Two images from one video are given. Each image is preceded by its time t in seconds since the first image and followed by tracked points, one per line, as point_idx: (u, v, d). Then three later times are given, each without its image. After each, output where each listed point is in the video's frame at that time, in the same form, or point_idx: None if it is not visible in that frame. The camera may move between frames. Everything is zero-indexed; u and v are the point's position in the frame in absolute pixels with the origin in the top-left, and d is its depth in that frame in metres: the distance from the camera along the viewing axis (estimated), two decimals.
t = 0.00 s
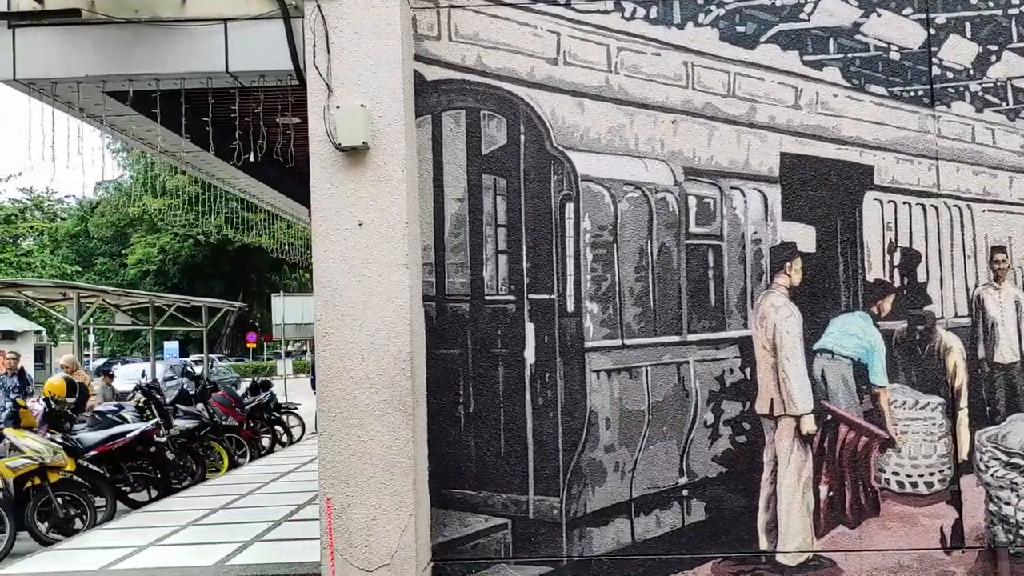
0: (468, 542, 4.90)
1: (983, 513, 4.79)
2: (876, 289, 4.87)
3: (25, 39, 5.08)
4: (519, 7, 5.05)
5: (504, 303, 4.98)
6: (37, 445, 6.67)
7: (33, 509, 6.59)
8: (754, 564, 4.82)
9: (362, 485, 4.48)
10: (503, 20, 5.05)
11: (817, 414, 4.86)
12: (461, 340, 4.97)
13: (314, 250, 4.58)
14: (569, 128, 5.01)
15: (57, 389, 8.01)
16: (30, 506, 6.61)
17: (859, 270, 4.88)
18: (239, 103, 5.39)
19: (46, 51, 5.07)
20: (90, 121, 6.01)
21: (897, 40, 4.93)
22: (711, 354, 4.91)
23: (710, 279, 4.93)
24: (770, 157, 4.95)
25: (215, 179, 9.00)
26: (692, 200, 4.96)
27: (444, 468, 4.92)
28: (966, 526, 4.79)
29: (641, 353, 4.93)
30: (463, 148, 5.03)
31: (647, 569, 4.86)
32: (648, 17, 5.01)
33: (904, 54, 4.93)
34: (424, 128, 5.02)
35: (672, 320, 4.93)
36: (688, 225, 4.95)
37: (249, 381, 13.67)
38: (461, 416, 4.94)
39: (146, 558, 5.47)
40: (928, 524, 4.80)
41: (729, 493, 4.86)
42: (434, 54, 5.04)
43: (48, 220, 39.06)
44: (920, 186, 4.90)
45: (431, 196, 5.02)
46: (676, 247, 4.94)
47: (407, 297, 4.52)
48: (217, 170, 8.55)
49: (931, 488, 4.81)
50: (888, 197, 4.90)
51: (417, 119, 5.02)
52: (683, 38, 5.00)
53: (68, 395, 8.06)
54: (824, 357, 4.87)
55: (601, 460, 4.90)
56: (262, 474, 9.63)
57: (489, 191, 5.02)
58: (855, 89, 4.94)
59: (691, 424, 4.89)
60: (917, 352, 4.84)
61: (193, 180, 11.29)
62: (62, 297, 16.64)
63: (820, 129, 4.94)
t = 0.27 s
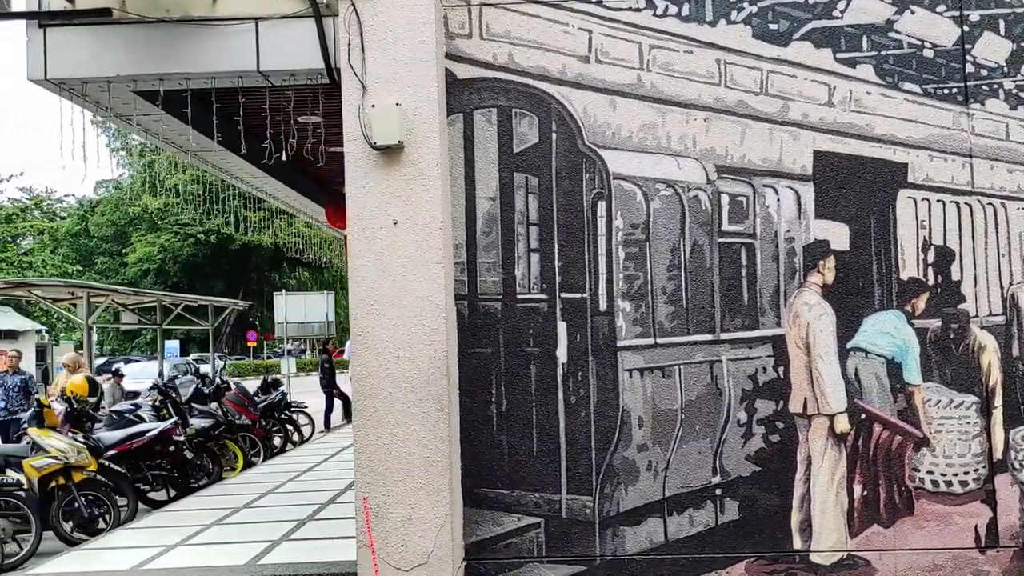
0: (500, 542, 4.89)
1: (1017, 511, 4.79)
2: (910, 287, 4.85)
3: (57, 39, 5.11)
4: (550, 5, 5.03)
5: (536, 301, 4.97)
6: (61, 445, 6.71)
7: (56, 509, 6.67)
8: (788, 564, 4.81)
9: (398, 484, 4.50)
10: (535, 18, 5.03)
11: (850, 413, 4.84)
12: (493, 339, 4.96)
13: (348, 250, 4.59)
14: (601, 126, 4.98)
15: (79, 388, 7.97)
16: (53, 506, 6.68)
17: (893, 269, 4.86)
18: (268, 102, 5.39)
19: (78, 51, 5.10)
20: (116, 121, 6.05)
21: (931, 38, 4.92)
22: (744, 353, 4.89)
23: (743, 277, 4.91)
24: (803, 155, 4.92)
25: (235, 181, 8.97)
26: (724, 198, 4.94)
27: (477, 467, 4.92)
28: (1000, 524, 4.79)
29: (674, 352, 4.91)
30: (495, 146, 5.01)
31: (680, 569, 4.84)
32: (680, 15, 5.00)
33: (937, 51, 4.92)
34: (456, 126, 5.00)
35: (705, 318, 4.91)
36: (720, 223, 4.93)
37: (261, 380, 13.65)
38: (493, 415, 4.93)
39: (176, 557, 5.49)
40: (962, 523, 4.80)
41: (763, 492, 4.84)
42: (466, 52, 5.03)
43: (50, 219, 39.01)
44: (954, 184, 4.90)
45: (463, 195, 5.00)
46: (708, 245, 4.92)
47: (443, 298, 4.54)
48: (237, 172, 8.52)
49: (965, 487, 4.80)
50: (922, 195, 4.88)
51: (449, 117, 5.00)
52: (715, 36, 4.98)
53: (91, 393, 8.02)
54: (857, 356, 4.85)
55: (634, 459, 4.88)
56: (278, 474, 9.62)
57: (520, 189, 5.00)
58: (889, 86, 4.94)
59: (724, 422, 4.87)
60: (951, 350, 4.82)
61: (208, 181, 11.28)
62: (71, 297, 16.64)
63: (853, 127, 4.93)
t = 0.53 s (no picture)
0: (532, 541, 4.87)
1: None
2: (943, 285, 4.84)
3: (87, 37, 5.08)
4: (582, 2, 5.02)
5: (567, 299, 4.95)
6: (83, 444, 6.77)
7: (79, 509, 6.66)
8: (822, 563, 4.79)
9: (433, 482, 4.47)
10: (566, 16, 5.02)
11: (884, 411, 4.83)
12: (525, 338, 4.94)
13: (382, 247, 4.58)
14: (633, 124, 4.97)
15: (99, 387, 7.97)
16: (76, 506, 6.68)
17: (927, 267, 4.85)
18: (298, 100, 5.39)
19: (108, 49, 5.07)
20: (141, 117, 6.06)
21: (964, 35, 4.91)
22: (777, 351, 4.87)
23: (775, 276, 4.89)
24: (836, 153, 4.91)
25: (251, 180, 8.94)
26: (757, 196, 4.93)
27: (509, 466, 4.90)
28: None
29: (707, 350, 4.90)
30: (526, 144, 5.00)
31: (714, 568, 4.82)
32: (712, 12, 4.99)
33: (971, 49, 4.92)
34: (487, 124, 4.99)
35: (738, 317, 4.90)
36: (753, 221, 4.92)
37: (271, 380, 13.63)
38: (525, 414, 4.92)
39: (203, 557, 5.45)
40: (997, 522, 4.80)
41: (796, 491, 4.83)
42: (497, 50, 5.02)
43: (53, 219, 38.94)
44: (988, 182, 4.90)
45: (494, 193, 4.99)
46: (741, 244, 4.91)
47: (478, 297, 4.54)
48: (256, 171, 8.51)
49: (1000, 486, 4.81)
50: (955, 193, 4.87)
51: (480, 115, 4.99)
52: (747, 33, 4.98)
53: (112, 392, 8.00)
54: (891, 354, 4.84)
55: (666, 458, 4.86)
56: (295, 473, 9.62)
57: (552, 187, 4.98)
58: (922, 84, 4.93)
59: (757, 421, 4.85)
60: (984, 349, 4.83)
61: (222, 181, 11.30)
62: (80, 296, 16.60)
63: (886, 124, 4.91)
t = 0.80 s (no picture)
0: (564, 540, 4.86)
1: None
2: (978, 284, 4.84)
3: (118, 34, 5.11)
4: None
5: (599, 298, 4.93)
6: (106, 443, 6.76)
7: (102, 507, 6.69)
8: (855, 562, 4.78)
9: (467, 481, 4.47)
10: (597, 13, 5.00)
11: (918, 410, 4.82)
12: (556, 336, 4.93)
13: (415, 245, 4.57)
14: (665, 122, 4.96)
15: (122, 385, 7.99)
16: (100, 504, 6.72)
17: (961, 265, 4.84)
18: (328, 98, 5.39)
19: (138, 45, 5.10)
20: (166, 115, 6.08)
21: (998, 33, 4.92)
22: (810, 350, 4.85)
23: (808, 274, 4.87)
24: (869, 150, 4.89)
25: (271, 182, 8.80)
26: (789, 194, 4.91)
27: (541, 465, 4.88)
28: None
29: (740, 348, 4.88)
30: (558, 142, 4.98)
31: (747, 567, 4.80)
32: (744, 10, 4.97)
33: (1004, 46, 4.92)
34: (518, 122, 4.97)
35: (770, 315, 4.88)
36: (785, 219, 4.90)
37: (282, 381, 13.60)
38: (556, 412, 4.90)
39: (231, 556, 5.43)
40: None
41: (830, 490, 4.81)
42: (528, 48, 5.00)
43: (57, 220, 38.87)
44: (1021, 180, 4.90)
45: (525, 191, 4.97)
46: (774, 242, 4.89)
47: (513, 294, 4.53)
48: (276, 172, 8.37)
49: None
50: (988, 192, 4.87)
51: (511, 113, 4.97)
52: (779, 31, 4.95)
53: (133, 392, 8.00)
54: (925, 353, 4.82)
55: (699, 457, 4.85)
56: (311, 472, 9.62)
57: (583, 185, 4.97)
58: (955, 82, 4.92)
59: (790, 420, 4.83)
60: (1018, 347, 4.83)
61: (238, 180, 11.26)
62: (88, 297, 16.58)
63: (919, 122, 4.90)
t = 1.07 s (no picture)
0: (595, 539, 4.84)
1: None
2: (1011, 282, 4.84)
3: (144, 31, 5.06)
4: None
5: (630, 296, 4.91)
6: (128, 443, 6.67)
7: (124, 507, 6.63)
8: (889, 561, 4.76)
9: (501, 480, 4.45)
10: (627, 11, 4.98)
11: (952, 409, 4.80)
12: (587, 335, 4.91)
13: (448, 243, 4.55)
14: (696, 120, 4.94)
15: (140, 386, 7.90)
16: (121, 504, 6.65)
17: (993, 263, 4.84)
18: (355, 96, 5.37)
19: (165, 43, 5.05)
20: (189, 113, 6.03)
21: None
22: (843, 348, 4.84)
23: (840, 273, 4.85)
24: (901, 148, 4.88)
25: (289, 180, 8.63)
26: (821, 191, 4.90)
27: (572, 464, 4.86)
28: None
29: (772, 347, 4.86)
30: (588, 139, 4.96)
31: (780, 567, 4.78)
32: (775, 7, 4.96)
33: None
34: (549, 120, 4.95)
35: (802, 314, 4.86)
36: (818, 217, 4.88)
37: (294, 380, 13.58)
38: (587, 411, 4.88)
39: (258, 556, 5.41)
40: None
41: (862, 489, 4.80)
42: (558, 45, 4.98)
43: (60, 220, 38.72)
44: None
45: (556, 189, 4.96)
46: (806, 240, 4.87)
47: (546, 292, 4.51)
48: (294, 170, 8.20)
49: None
50: (1020, 190, 4.87)
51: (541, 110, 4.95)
52: (810, 28, 4.93)
53: (152, 392, 7.96)
54: (958, 352, 4.81)
55: (731, 456, 4.83)
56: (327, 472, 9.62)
57: (614, 183, 4.95)
58: (989, 79, 4.94)
59: (823, 419, 4.82)
60: None
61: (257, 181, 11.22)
62: (97, 297, 16.56)
63: (952, 119, 4.90)
